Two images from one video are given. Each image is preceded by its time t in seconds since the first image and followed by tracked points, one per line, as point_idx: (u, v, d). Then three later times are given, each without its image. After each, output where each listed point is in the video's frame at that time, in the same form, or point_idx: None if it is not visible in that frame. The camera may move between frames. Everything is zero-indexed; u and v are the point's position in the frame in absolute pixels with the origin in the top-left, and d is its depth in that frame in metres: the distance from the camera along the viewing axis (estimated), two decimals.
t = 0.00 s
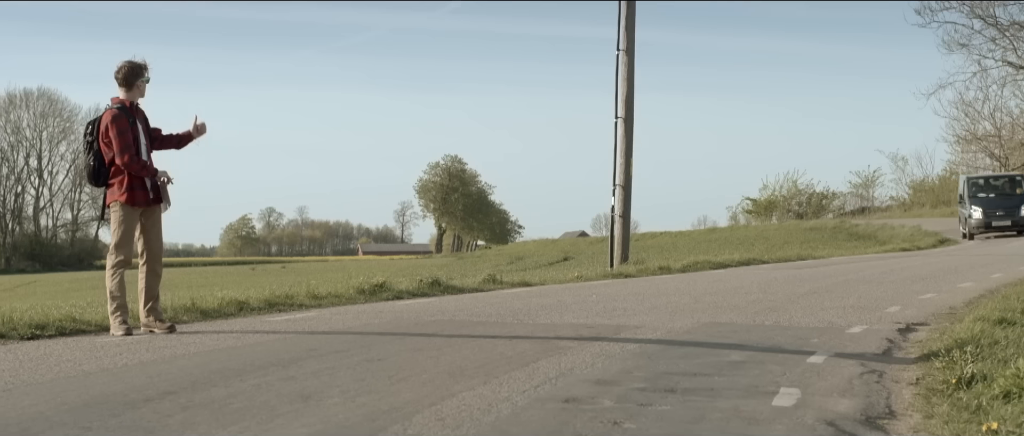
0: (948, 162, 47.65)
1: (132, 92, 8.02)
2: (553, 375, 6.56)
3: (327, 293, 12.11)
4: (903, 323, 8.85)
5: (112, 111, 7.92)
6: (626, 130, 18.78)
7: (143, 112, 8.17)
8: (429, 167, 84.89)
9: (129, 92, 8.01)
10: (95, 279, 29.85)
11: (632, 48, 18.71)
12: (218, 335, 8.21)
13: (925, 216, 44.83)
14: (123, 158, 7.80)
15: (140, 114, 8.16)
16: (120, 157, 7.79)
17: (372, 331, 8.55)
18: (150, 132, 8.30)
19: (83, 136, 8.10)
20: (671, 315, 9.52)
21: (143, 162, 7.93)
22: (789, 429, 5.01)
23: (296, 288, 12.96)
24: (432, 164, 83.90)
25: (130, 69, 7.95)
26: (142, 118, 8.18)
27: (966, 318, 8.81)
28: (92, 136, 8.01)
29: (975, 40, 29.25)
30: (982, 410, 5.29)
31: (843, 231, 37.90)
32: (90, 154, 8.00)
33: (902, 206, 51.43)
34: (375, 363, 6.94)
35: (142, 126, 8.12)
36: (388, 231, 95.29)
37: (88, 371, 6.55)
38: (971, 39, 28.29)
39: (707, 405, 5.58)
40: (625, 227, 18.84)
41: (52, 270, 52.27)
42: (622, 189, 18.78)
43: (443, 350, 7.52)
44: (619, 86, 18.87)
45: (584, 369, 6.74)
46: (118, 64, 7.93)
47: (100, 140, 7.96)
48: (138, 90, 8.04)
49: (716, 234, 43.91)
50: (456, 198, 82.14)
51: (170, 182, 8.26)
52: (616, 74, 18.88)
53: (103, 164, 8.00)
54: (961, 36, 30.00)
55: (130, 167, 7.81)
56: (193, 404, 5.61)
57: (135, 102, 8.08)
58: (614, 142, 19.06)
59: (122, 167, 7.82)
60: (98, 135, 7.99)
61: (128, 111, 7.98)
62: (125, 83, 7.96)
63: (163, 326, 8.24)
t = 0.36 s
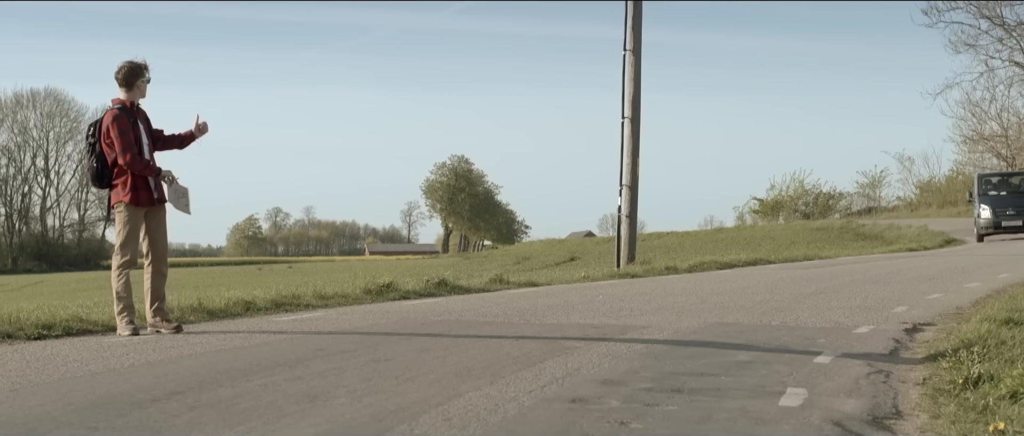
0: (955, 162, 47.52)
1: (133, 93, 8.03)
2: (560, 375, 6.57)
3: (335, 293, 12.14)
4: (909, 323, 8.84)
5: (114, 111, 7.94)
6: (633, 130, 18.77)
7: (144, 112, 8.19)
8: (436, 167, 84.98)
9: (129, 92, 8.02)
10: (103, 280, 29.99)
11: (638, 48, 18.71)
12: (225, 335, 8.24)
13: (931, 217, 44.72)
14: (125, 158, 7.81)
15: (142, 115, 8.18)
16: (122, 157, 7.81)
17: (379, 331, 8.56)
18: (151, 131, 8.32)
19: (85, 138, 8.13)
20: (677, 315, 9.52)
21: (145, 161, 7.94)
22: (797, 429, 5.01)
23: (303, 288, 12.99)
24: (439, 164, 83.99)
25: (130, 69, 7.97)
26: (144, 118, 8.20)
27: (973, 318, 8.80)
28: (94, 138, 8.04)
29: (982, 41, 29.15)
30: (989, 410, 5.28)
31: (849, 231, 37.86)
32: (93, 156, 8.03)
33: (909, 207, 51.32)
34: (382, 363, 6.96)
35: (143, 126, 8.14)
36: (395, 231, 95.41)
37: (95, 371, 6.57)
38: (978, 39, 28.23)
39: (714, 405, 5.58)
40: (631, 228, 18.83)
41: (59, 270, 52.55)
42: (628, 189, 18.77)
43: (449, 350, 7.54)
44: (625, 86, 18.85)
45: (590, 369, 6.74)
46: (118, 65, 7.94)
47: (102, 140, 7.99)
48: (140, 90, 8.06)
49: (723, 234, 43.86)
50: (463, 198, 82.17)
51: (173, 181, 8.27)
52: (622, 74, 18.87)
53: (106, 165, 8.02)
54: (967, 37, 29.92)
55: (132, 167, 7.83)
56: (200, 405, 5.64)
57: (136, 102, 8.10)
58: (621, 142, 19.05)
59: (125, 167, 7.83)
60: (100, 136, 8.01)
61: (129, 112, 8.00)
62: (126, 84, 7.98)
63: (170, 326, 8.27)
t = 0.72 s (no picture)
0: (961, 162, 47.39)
1: (136, 93, 8.06)
2: (566, 375, 6.58)
3: (341, 293, 12.16)
4: (915, 323, 8.84)
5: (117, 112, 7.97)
6: (638, 131, 18.77)
7: (148, 112, 8.21)
8: (442, 167, 85.03)
9: (132, 93, 8.05)
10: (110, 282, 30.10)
11: (643, 48, 18.71)
12: (232, 336, 8.27)
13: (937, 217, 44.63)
14: (128, 158, 7.83)
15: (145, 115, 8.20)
16: (126, 157, 7.83)
17: (385, 332, 8.59)
18: (154, 132, 8.34)
19: (89, 139, 8.16)
20: (683, 315, 9.53)
21: (149, 161, 7.95)
22: (802, 429, 5.01)
23: (310, 288, 13.02)
24: (445, 164, 84.05)
25: (133, 69, 8.00)
26: (147, 118, 8.22)
27: (978, 318, 8.79)
28: (98, 139, 8.07)
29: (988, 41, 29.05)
30: (995, 411, 5.27)
31: (855, 231, 37.85)
32: (97, 156, 8.06)
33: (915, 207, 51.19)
34: (388, 363, 6.97)
35: (146, 126, 8.17)
36: (401, 231, 95.57)
37: (101, 371, 6.60)
38: (984, 39, 28.16)
39: (719, 405, 5.58)
40: (637, 228, 18.82)
41: (66, 270, 52.75)
42: (634, 189, 18.77)
43: (455, 350, 7.55)
44: (631, 86, 18.85)
45: (596, 369, 6.75)
46: (121, 65, 7.99)
47: (106, 141, 8.02)
48: (143, 90, 8.09)
49: (729, 234, 43.83)
50: (468, 198, 82.20)
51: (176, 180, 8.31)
52: (628, 74, 18.87)
53: (110, 165, 8.06)
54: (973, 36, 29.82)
55: (136, 167, 7.84)
56: (206, 404, 5.65)
57: (140, 102, 8.13)
58: (627, 142, 19.04)
59: (128, 168, 7.85)
60: (103, 136, 8.04)
61: (132, 112, 8.02)
62: (128, 84, 8.01)
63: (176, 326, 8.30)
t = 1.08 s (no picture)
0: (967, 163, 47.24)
1: (140, 93, 8.10)
2: (571, 375, 6.58)
3: (346, 294, 12.18)
4: (921, 324, 8.81)
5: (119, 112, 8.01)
6: (644, 131, 18.75)
7: (151, 114, 8.24)
8: (447, 167, 85.11)
9: (136, 93, 8.08)
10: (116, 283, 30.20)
11: (649, 49, 18.69)
12: (237, 336, 8.28)
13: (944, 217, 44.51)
14: (128, 159, 7.83)
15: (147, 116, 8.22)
16: (126, 158, 7.83)
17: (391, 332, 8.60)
18: (157, 134, 8.36)
19: (90, 137, 8.17)
20: (690, 316, 9.52)
21: (149, 163, 7.95)
22: (808, 429, 5.01)
23: (316, 289, 13.04)
24: (451, 165, 84.12)
25: (137, 70, 8.05)
26: (150, 120, 8.25)
27: (985, 319, 8.76)
28: (98, 138, 8.09)
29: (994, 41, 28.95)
30: (1001, 411, 5.26)
31: (861, 231, 37.81)
32: (97, 155, 8.07)
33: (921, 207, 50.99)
34: (394, 364, 6.98)
35: (148, 128, 8.19)
36: (406, 231, 95.66)
37: (107, 372, 6.61)
38: (990, 39, 28.08)
39: (725, 405, 5.57)
40: (643, 228, 18.81)
41: (72, 270, 52.99)
42: (640, 190, 18.75)
43: (461, 351, 7.56)
44: (636, 87, 18.83)
45: (602, 370, 6.75)
46: (126, 66, 8.04)
47: (106, 140, 8.04)
48: (148, 91, 8.13)
49: (735, 234, 43.75)
50: (474, 198, 82.26)
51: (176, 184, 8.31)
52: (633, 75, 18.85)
53: (110, 165, 8.06)
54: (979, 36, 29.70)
55: (137, 168, 7.85)
56: (212, 405, 5.67)
57: (143, 103, 8.16)
58: (632, 143, 19.03)
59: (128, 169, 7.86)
60: (104, 136, 8.06)
61: (135, 112, 8.05)
62: (131, 84, 8.05)
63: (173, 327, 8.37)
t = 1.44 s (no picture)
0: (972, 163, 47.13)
1: (140, 93, 8.11)
2: (575, 376, 6.58)
3: (351, 294, 12.20)
4: (925, 324, 8.80)
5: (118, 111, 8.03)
6: (649, 131, 18.75)
7: (151, 113, 8.24)
8: (452, 168, 85.18)
9: (136, 93, 8.10)
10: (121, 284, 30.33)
11: (654, 49, 18.70)
12: (241, 336, 8.29)
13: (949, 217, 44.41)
14: (125, 157, 7.87)
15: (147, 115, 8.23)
16: (123, 157, 7.87)
17: (395, 333, 8.60)
18: (159, 134, 8.35)
19: (90, 135, 8.22)
20: (694, 316, 9.52)
21: (145, 163, 7.96)
22: (812, 429, 5.00)
23: (319, 289, 13.06)
24: (455, 165, 84.18)
25: (137, 70, 8.05)
26: (151, 120, 8.25)
27: (989, 319, 8.74)
28: (98, 136, 8.13)
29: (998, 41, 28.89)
30: (1005, 412, 5.26)
31: (866, 231, 37.79)
32: (96, 153, 8.11)
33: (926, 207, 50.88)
34: (398, 364, 6.99)
35: (149, 128, 8.19)
36: (411, 231, 95.75)
37: (111, 372, 6.62)
38: (994, 39, 28.00)
39: (729, 405, 5.57)
40: (647, 228, 18.80)
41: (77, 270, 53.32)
42: (644, 190, 18.75)
43: (465, 351, 7.56)
44: (640, 87, 18.83)
45: (606, 370, 6.75)
46: (126, 65, 8.05)
47: (105, 138, 8.07)
48: (149, 91, 8.15)
49: (739, 235, 43.76)
50: (478, 198, 82.32)
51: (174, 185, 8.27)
52: (638, 75, 18.85)
53: (108, 163, 8.10)
54: (984, 36, 29.63)
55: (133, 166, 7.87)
56: (216, 405, 5.68)
57: (143, 102, 8.17)
58: (637, 144, 19.03)
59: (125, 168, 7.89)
60: (104, 134, 8.09)
61: (134, 111, 8.06)
62: (131, 83, 8.07)
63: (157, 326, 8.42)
